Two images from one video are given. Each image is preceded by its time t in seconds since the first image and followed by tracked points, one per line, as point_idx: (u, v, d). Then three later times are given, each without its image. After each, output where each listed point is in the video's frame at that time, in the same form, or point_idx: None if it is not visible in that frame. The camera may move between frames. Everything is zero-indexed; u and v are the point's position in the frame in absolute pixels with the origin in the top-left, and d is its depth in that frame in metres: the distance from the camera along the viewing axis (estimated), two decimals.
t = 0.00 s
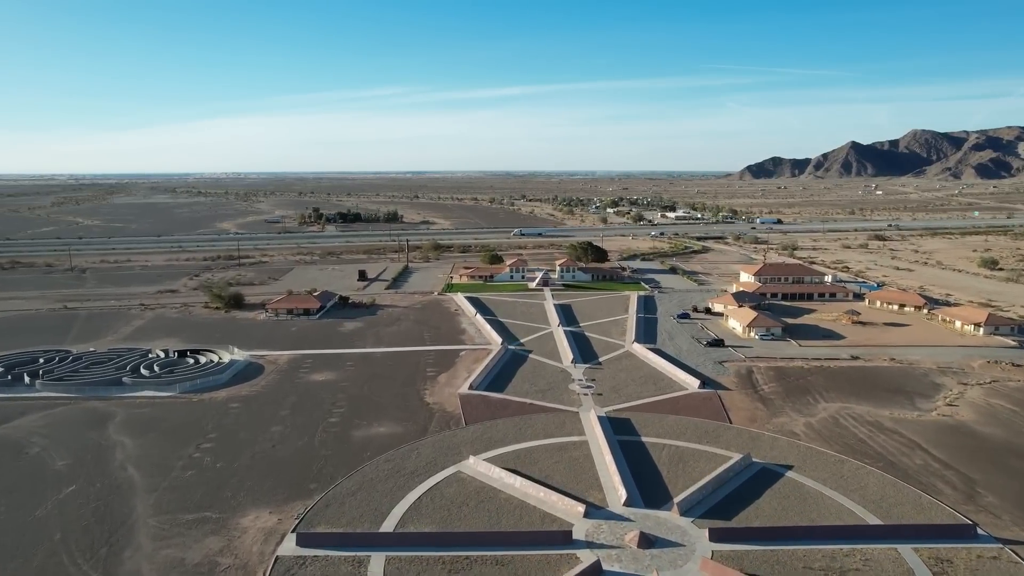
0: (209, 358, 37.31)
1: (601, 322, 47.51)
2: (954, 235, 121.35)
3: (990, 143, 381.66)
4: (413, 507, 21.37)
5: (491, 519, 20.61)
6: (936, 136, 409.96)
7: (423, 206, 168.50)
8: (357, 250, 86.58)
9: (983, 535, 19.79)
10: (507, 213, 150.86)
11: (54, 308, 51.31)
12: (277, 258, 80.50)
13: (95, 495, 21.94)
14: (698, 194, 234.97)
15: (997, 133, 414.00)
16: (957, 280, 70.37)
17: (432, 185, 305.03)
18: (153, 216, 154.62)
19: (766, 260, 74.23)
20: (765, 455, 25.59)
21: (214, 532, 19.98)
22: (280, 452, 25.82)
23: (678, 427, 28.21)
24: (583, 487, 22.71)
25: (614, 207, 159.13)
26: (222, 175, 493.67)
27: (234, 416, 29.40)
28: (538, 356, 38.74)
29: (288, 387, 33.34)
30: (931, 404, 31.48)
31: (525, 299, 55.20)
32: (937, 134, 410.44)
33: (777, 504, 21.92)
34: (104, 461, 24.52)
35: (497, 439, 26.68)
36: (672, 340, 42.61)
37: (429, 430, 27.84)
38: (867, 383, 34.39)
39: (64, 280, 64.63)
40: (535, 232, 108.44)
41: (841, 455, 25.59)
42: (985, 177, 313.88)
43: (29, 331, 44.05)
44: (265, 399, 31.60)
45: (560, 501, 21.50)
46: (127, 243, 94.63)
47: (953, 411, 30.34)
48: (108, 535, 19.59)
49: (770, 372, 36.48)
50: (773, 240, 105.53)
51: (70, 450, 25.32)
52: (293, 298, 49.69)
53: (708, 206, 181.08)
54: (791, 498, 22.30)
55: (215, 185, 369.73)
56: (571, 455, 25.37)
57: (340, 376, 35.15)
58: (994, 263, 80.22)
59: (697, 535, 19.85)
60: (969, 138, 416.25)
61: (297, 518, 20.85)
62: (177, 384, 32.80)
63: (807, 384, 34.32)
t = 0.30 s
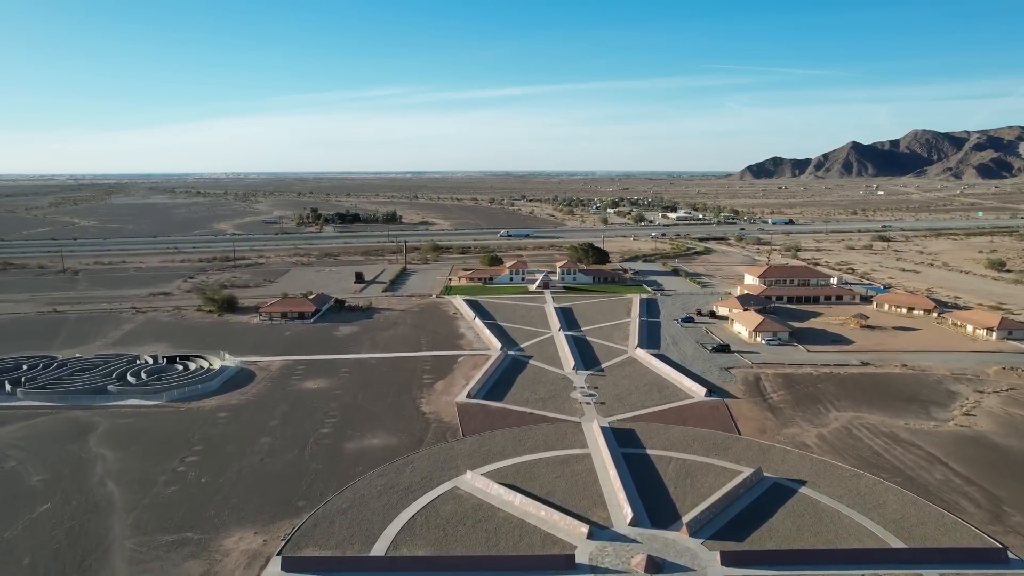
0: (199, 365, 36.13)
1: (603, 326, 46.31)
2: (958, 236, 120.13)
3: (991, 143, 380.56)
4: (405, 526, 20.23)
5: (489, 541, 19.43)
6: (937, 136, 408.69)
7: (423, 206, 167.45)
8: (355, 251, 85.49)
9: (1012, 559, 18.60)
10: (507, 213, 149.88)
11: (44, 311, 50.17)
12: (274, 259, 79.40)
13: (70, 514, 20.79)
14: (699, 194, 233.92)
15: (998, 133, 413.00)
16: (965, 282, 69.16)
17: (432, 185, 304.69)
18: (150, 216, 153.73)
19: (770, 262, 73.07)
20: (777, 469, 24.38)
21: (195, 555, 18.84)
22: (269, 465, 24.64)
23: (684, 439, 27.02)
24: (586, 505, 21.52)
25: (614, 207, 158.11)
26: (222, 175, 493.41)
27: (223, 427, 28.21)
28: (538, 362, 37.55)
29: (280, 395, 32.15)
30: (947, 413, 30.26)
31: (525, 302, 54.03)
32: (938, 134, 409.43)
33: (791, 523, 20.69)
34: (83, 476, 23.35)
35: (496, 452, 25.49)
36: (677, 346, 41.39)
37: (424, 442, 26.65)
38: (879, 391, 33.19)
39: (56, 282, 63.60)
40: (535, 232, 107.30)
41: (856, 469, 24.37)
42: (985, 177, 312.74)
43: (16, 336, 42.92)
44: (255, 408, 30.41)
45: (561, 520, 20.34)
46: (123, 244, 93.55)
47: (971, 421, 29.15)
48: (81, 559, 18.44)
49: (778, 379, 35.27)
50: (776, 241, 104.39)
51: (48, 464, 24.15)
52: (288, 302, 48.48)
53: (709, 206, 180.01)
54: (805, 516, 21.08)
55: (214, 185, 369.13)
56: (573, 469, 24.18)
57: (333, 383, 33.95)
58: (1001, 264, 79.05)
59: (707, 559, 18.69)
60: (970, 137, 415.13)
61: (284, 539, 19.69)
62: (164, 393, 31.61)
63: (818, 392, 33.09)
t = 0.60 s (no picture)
0: (188, 372, 34.91)
1: (606, 330, 45.07)
2: (962, 237, 119.06)
3: (992, 142, 379.59)
4: (396, 550, 18.99)
5: (487, 566, 18.21)
6: (937, 137, 407.76)
7: (422, 207, 166.38)
8: (353, 252, 84.35)
9: None
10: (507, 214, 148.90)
11: (32, 315, 48.96)
12: (270, 260, 78.27)
13: (42, 535, 19.60)
14: (700, 194, 233.00)
15: (999, 133, 412.25)
16: (973, 284, 67.99)
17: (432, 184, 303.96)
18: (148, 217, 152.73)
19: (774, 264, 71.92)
20: (790, 485, 23.16)
21: None
22: (256, 480, 23.42)
23: (692, 451, 25.81)
24: (589, 526, 20.30)
25: (615, 207, 157.07)
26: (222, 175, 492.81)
27: (209, 438, 26.97)
28: (539, 369, 36.34)
29: (270, 404, 30.93)
30: (965, 423, 29.06)
31: (525, 305, 52.80)
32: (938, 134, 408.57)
33: (807, 545, 19.48)
34: (58, 492, 22.14)
35: (495, 466, 24.28)
36: (682, 352, 40.18)
37: (420, 456, 25.44)
38: (893, 400, 31.97)
39: (47, 285, 62.39)
40: (535, 233, 106.13)
41: (874, 485, 23.16)
42: (987, 177, 311.90)
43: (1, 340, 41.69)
44: (244, 418, 29.19)
45: (564, 542, 19.12)
46: (118, 245, 92.38)
47: (990, 432, 27.93)
48: None
49: (787, 386, 34.07)
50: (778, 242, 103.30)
51: (22, 480, 22.94)
52: (282, 306, 47.25)
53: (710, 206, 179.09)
54: (822, 537, 19.83)
55: (213, 185, 367.96)
56: (576, 484, 22.95)
57: (327, 392, 32.72)
58: (1008, 266, 77.89)
59: None
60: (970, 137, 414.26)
61: (268, 563, 18.51)
62: (150, 402, 30.38)
63: (829, 401, 31.86)
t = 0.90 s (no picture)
0: (177, 379, 33.72)
1: (608, 335, 43.88)
2: (966, 237, 118.02)
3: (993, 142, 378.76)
4: None
5: None
6: (938, 137, 407.05)
7: (421, 207, 165.38)
8: (351, 253, 83.28)
9: None
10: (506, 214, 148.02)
11: (20, 318, 47.79)
12: (267, 262, 77.12)
13: (10, 560, 18.40)
14: (700, 194, 232.13)
15: (1000, 133, 411.52)
16: (981, 286, 66.80)
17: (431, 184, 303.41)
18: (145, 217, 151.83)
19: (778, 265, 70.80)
20: (804, 502, 21.96)
21: None
22: (241, 497, 22.24)
23: (700, 465, 24.61)
24: (593, 548, 19.09)
25: (616, 207, 156.12)
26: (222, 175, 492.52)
27: (195, 450, 25.77)
28: (539, 376, 35.13)
29: (260, 413, 29.72)
30: (984, 434, 27.84)
31: (525, 308, 51.62)
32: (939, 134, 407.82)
33: (826, 570, 18.28)
34: (31, 511, 20.94)
35: (493, 482, 23.08)
36: (687, 357, 38.98)
37: (415, 470, 24.25)
38: (907, 409, 30.75)
39: (38, 287, 61.19)
40: (535, 234, 105.08)
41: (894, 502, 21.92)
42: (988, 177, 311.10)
43: None
44: (232, 429, 27.99)
45: (567, 567, 17.90)
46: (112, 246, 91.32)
47: (1011, 444, 26.71)
48: None
49: (797, 394, 32.86)
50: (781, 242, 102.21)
51: None
52: (276, 309, 46.06)
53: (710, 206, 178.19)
54: (842, 561, 18.61)
55: (214, 185, 369.09)
56: (578, 502, 21.75)
57: (319, 400, 31.50)
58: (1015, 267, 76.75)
59: None
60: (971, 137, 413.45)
61: None
62: (135, 411, 29.20)
63: (840, 410, 30.64)
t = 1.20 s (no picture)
0: (164, 387, 32.53)
1: (611, 339, 42.66)
2: (969, 237, 117.03)
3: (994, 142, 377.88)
4: None
5: None
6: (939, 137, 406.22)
7: (421, 207, 164.38)
8: (348, 254, 82.16)
9: None
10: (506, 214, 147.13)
11: (7, 322, 46.64)
12: (263, 263, 76.09)
13: None
14: (701, 195, 231.23)
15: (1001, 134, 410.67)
16: (988, 288, 65.62)
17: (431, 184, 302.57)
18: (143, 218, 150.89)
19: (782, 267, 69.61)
20: (821, 522, 20.73)
21: None
22: (225, 516, 21.04)
23: (709, 480, 23.40)
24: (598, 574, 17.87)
25: (616, 208, 155.09)
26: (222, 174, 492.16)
27: (179, 464, 24.57)
28: (540, 383, 33.92)
29: (249, 423, 28.51)
30: (1005, 446, 26.60)
31: (525, 311, 50.43)
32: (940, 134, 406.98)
33: None
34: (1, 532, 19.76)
35: (491, 499, 21.87)
36: (692, 363, 37.79)
37: (409, 486, 23.05)
38: (923, 419, 29.51)
39: (30, 289, 60.03)
40: (535, 234, 104.01)
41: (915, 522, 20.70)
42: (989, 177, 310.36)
43: None
44: (219, 440, 26.81)
45: None
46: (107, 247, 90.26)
47: None
48: None
49: (807, 403, 31.64)
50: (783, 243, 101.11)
51: None
52: (270, 313, 44.85)
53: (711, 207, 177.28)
54: None
55: (214, 185, 368.69)
56: (582, 522, 20.52)
57: (311, 409, 30.30)
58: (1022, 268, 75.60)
59: None
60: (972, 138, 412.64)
61: None
62: (119, 422, 28.00)
63: (854, 420, 29.42)
